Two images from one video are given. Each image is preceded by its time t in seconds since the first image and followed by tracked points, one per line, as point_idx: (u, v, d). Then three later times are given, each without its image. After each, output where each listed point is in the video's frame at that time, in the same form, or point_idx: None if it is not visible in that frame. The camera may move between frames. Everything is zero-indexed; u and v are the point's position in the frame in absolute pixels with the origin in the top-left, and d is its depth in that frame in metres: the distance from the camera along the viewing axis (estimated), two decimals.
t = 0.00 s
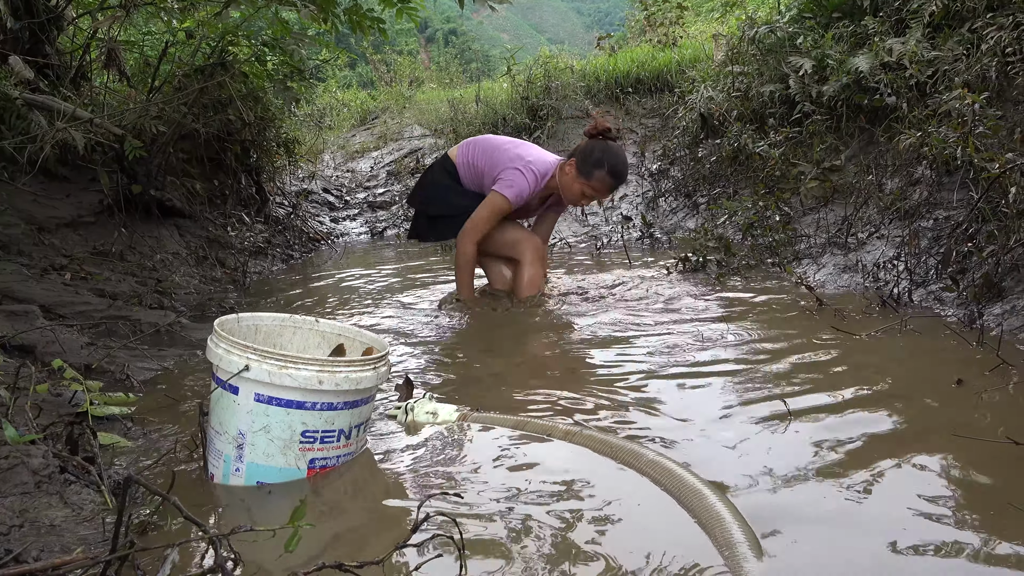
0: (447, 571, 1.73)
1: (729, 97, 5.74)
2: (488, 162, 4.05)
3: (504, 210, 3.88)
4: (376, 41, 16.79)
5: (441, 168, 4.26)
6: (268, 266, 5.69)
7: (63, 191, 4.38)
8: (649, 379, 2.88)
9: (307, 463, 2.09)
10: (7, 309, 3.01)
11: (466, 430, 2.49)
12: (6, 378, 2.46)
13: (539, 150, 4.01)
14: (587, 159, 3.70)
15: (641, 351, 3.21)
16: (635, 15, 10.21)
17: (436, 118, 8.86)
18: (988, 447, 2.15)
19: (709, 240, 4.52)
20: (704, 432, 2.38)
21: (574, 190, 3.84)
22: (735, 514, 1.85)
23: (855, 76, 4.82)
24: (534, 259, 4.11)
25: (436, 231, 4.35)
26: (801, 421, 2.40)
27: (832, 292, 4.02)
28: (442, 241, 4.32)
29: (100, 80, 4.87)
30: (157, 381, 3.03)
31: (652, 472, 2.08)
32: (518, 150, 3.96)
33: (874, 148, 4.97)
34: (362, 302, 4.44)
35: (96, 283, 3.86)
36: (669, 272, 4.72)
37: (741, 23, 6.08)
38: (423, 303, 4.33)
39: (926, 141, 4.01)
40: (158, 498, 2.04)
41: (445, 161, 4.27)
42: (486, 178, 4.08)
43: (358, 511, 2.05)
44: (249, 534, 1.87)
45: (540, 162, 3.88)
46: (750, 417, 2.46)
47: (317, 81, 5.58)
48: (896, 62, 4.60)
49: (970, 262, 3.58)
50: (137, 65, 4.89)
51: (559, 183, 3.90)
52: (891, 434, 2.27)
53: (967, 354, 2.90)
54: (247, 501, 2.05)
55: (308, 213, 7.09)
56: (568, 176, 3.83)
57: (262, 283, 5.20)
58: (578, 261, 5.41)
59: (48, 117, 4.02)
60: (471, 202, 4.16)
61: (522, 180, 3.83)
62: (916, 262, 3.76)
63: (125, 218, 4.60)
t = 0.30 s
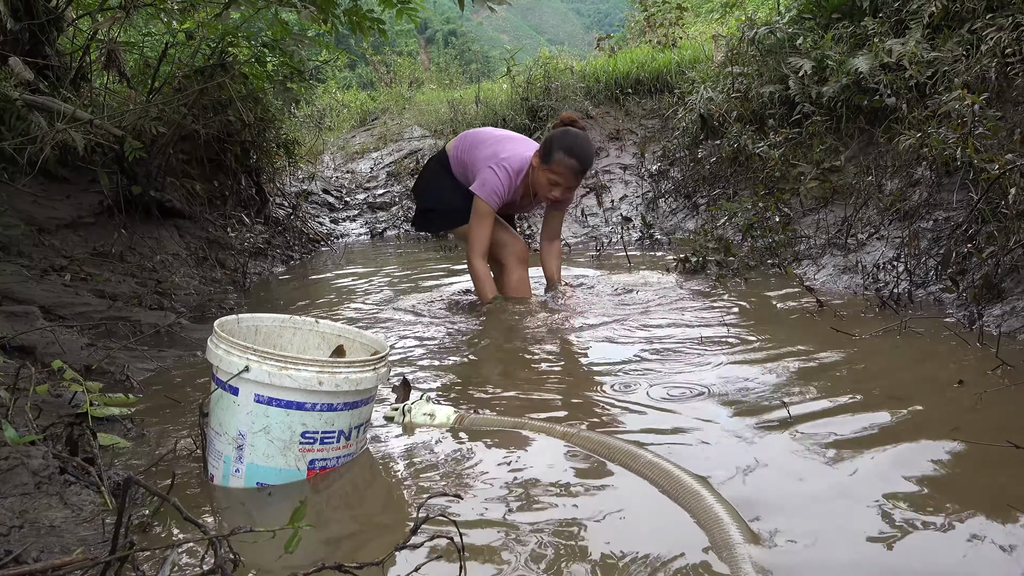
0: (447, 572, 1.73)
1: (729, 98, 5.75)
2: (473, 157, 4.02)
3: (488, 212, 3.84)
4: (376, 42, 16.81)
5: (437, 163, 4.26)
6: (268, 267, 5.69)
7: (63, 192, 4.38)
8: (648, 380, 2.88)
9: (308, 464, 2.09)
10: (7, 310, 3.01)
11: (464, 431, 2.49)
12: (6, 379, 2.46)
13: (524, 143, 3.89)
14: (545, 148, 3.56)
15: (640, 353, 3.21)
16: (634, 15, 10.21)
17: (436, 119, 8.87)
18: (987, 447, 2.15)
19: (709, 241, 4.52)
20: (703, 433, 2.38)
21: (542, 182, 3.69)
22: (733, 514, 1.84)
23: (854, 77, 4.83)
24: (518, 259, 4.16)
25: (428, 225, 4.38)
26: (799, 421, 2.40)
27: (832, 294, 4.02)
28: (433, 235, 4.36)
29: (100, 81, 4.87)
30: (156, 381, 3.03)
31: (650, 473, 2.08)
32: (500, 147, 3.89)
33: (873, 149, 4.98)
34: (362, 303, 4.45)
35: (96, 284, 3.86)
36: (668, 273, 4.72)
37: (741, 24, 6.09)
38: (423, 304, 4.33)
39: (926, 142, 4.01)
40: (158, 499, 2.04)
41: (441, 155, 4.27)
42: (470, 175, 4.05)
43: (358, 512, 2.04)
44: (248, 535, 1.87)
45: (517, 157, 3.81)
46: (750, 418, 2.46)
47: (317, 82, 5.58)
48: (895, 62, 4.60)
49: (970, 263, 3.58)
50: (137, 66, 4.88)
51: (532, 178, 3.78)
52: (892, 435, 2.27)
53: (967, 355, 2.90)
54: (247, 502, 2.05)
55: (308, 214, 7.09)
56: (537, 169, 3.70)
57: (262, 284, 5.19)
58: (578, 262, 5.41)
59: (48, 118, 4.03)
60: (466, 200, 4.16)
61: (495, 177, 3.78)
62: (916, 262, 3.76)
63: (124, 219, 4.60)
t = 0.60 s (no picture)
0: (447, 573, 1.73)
1: (728, 99, 5.75)
2: (488, 158, 4.00)
3: (507, 212, 3.74)
4: (376, 43, 16.82)
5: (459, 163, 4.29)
6: (268, 268, 5.69)
7: (62, 193, 4.39)
8: (647, 381, 2.88)
9: (307, 466, 2.09)
10: (6, 312, 3.01)
11: (464, 433, 2.49)
12: (6, 381, 2.46)
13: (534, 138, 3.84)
14: (545, 136, 3.50)
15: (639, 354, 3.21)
16: (633, 16, 10.22)
17: (435, 120, 8.87)
18: (987, 447, 2.15)
19: (709, 241, 4.52)
20: (703, 434, 2.38)
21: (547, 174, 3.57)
22: (732, 515, 1.85)
23: (853, 77, 4.83)
24: (536, 267, 4.12)
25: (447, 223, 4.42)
26: (799, 421, 2.40)
27: (831, 294, 4.02)
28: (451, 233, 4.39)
29: (99, 82, 4.87)
30: (156, 383, 3.03)
31: (650, 474, 2.09)
32: (511, 144, 3.90)
33: (873, 149, 4.97)
34: (362, 304, 4.45)
35: (96, 286, 3.87)
36: (668, 273, 4.72)
37: (740, 24, 6.10)
38: (423, 305, 4.33)
39: (925, 142, 4.02)
40: (158, 501, 2.04)
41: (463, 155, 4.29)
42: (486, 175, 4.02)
43: (358, 513, 2.05)
44: (249, 536, 1.88)
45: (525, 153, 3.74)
46: (749, 419, 2.46)
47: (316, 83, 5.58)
48: (894, 63, 4.60)
49: (969, 263, 3.58)
50: (136, 67, 4.87)
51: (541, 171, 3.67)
52: (891, 435, 2.27)
53: (966, 355, 2.90)
54: (247, 503, 2.05)
55: (307, 215, 7.09)
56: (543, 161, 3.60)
57: (261, 285, 5.19)
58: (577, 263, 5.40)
59: (47, 119, 4.02)
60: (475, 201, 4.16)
61: (502, 174, 3.71)
62: (916, 262, 3.76)
63: (124, 221, 4.60)
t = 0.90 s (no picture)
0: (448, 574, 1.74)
1: (727, 100, 5.76)
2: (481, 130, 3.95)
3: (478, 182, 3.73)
4: (375, 45, 16.83)
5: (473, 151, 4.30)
6: (267, 270, 5.69)
7: (61, 195, 4.38)
8: (646, 381, 2.88)
9: (307, 468, 2.09)
10: (4, 314, 3.01)
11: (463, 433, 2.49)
12: (5, 383, 2.46)
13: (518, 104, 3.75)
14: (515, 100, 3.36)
15: (638, 355, 3.21)
16: (631, 18, 10.23)
17: (434, 122, 8.88)
18: (986, 449, 2.15)
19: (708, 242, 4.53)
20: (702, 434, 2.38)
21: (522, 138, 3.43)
22: (731, 516, 1.85)
23: (852, 79, 4.84)
24: (535, 269, 4.11)
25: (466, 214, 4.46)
26: (796, 422, 2.41)
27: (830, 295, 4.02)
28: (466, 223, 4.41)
29: (98, 84, 4.86)
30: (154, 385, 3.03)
31: (647, 476, 2.09)
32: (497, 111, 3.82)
33: (871, 150, 4.98)
34: (361, 305, 4.45)
35: (95, 288, 3.87)
36: (667, 275, 4.72)
37: (738, 26, 6.11)
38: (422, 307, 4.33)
39: (924, 143, 4.02)
40: (157, 503, 2.04)
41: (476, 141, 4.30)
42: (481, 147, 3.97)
43: (357, 514, 2.05)
44: (248, 538, 1.88)
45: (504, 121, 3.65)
46: (749, 420, 2.46)
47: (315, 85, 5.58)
48: (893, 64, 4.61)
49: (968, 264, 3.58)
50: (135, 68, 4.86)
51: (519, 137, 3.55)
52: (890, 436, 2.27)
53: (965, 356, 2.90)
54: (246, 504, 2.05)
55: (306, 216, 7.09)
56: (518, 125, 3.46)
57: (260, 287, 5.19)
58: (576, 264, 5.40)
59: (46, 121, 4.02)
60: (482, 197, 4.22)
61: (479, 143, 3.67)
62: (915, 263, 3.75)
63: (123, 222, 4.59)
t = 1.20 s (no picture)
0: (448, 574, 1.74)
1: (727, 101, 5.76)
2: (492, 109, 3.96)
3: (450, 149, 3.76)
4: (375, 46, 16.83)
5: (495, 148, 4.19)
6: (267, 271, 5.69)
7: (62, 196, 4.38)
8: (647, 383, 2.88)
9: (308, 468, 2.09)
10: (5, 315, 3.01)
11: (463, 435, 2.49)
12: (6, 384, 2.46)
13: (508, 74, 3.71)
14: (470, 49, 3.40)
15: (639, 356, 3.21)
16: (631, 18, 10.23)
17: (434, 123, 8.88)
18: (986, 450, 2.15)
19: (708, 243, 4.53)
20: (702, 435, 2.38)
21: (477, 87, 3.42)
22: (729, 518, 1.85)
23: (852, 79, 4.84)
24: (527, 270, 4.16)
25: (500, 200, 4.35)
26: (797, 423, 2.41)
27: (830, 296, 4.03)
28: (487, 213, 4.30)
29: (99, 84, 4.86)
30: (154, 385, 3.03)
31: (645, 477, 2.09)
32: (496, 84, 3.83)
33: (872, 151, 4.98)
34: (362, 306, 4.45)
35: (95, 288, 3.87)
36: (667, 276, 4.72)
37: (738, 27, 6.11)
38: (423, 307, 4.34)
39: (924, 144, 4.02)
40: (158, 504, 2.04)
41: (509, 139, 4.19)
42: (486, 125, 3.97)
43: (358, 514, 2.05)
44: (249, 539, 1.88)
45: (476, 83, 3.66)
46: (749, 421, 2.46)
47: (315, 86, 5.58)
48: (893, 65, 4.60)
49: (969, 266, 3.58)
50: (135, 69, 4.86)
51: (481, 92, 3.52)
52: (891, 437, 2.27)
53: (965, 357, 2.90)
54: (247, 505, 2.05)
55: (306, 217, 7.10)
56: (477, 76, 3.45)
57: (261, 288, 5.19)
58: (576, 265, 5.41)
59: (47, 122, 4.02)
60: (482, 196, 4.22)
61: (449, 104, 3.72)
62: (915, 264, 3.75)
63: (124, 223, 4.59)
